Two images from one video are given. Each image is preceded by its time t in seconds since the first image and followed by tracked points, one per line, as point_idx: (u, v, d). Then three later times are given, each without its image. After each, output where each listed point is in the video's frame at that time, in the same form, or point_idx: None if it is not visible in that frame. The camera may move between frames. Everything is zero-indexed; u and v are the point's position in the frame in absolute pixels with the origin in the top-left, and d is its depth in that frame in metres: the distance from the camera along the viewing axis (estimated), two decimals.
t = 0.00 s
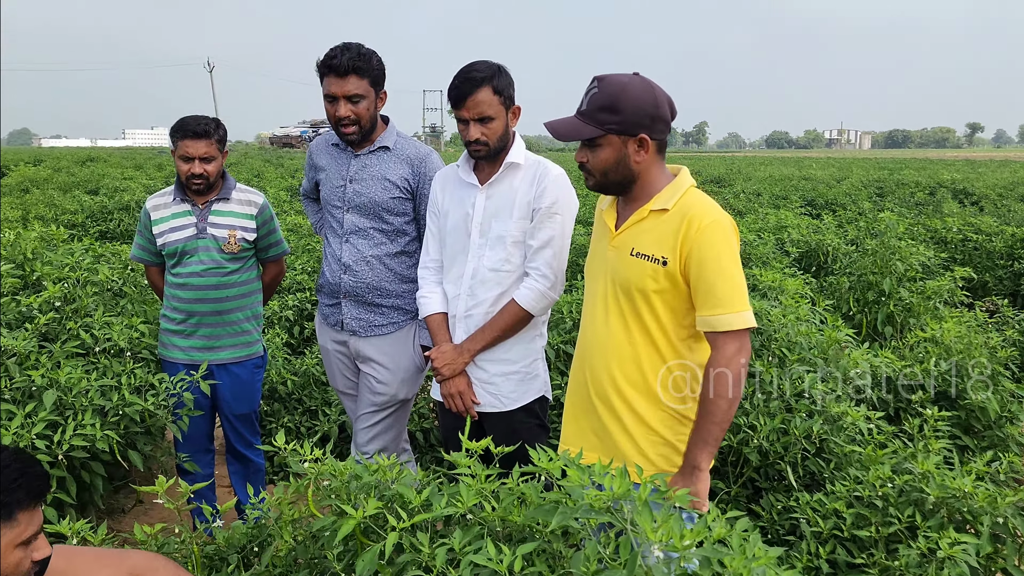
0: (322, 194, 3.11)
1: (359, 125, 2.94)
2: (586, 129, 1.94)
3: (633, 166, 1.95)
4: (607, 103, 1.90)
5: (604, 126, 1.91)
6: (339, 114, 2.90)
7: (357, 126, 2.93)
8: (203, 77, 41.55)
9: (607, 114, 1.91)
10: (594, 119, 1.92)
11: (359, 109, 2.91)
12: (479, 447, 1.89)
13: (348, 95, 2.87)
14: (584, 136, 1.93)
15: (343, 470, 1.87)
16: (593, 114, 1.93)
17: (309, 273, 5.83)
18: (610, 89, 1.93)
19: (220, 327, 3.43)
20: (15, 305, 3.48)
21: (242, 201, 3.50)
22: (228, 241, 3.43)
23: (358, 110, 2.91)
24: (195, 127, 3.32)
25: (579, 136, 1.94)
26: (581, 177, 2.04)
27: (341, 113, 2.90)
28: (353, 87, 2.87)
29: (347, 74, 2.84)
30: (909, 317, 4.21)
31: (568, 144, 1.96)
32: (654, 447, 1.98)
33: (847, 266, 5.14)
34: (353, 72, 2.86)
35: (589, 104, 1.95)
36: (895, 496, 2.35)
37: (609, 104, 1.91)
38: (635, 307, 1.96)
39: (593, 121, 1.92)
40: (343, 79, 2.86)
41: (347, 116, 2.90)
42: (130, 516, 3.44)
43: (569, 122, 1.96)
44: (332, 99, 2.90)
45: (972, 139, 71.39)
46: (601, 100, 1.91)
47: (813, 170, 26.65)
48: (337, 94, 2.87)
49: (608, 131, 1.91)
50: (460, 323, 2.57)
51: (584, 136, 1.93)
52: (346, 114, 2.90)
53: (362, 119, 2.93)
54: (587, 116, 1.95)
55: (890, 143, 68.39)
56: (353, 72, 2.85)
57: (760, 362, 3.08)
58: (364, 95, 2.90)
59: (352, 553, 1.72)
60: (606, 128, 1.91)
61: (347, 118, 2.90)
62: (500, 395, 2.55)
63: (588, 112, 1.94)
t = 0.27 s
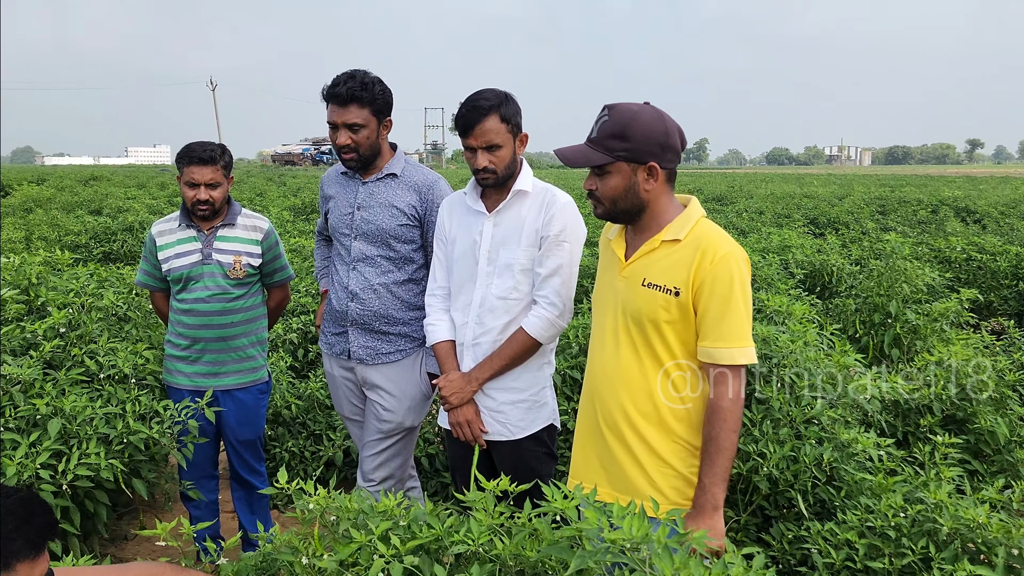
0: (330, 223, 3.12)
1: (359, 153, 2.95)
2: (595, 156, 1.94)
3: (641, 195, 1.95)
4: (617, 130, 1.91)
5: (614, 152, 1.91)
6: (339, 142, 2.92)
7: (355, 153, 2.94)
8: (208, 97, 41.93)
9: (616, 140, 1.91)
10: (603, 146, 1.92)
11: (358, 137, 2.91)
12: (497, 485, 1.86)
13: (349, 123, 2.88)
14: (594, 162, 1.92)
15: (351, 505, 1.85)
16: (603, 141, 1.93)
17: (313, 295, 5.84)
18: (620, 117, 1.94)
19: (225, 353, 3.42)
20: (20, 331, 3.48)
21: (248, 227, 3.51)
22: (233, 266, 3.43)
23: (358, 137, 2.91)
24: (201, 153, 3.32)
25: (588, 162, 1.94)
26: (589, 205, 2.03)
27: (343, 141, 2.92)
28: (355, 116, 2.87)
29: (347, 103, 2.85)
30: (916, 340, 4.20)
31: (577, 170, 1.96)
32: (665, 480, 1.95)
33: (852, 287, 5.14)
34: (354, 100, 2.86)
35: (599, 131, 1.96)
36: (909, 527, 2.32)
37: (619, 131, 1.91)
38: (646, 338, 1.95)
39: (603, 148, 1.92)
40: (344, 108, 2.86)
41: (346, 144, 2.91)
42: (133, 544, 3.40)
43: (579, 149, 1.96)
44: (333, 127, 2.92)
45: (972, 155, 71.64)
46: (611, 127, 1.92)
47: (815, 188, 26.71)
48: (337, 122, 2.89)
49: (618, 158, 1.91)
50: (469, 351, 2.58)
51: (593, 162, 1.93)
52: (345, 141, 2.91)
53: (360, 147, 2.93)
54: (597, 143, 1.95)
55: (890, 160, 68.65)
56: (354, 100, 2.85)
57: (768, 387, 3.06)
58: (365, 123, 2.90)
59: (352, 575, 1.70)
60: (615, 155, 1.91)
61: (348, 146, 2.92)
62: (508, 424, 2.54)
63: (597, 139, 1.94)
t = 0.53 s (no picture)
0: (338, 245, 3.11)
1: (383, 165, 2.96)
2: (605, 175, 1.94)
3: (652, 217, 1.93)
4: (628, 150, 1.89)
5: (622, 172, 1.90)
6: (364, 158, 2.91)
7: (380, 166, 2.95)
8: (204, 114, 42.04)
9: (626, 161, 1.90)
10: (614, 165, 1.92)
11: (381, 150, 2.93)
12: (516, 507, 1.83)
13: (371, 137, 2.89)
14: (602, 180, 1.93)
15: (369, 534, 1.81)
16: (614, 160, 1.92)
17: (315, 315, 5.80)
18: (634, 138, 1.92)
19: (231, 375, 3.37)
20: (22, 354, 3.43)
21: (253, 247, 3.48)
22: (238, 287, 3.39)
23: (381, 150, 2.94)
24: (206, 172, 3.30)
25: (598, 180, 1.94)
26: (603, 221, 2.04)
27: (366, 156, 2.91)
28: (375, 129, 2.89)
29: (366, 117, 2.87)
30: (923, 357, 4.18)
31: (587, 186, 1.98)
32: (686, 506, 1.93)
33: (856, 303, 5.13)
34: (374, 113, 2.90)
35: (615, 149, 1.95)
36: (929, 551, 2.29)
37: (630, 151, 1.89)
38: (665, 361, 1.93)
39: (612, 167, 1.92)
40: (364, 122, 2.88)
41: (371, 158, 2.92)
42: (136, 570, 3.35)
43: (591, 165, 1.97)
44: (354, 144, 2.91)
45: (964, 169, 72.27)
46: (622, 147, 1.91)
47: (810, 202, 26.85)
48: (359, 139, 2.89)
49: (626, 178, 1.91)
50: (481, 374, 2.55)
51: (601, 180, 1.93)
52: (371, 156, 2.92)
53: (384, 158, 2.95)
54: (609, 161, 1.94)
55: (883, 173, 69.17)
56: (373, 114, 2.89)
57: (781, 409, 3.03)
58: (385, 136, 2.94)
59: None
60: (623, 175, 1.90)
61: (373, 160, 2.92)
62: (521, 448, 2.51)
63: (609, 157, 1.94)
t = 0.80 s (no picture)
0: (345, 265, 3.06)
1: (389, 182, 2.91)
2: (628, 189, 1.91)
3: (675, 233, 1.90)
4: (652, 165, 1.87)
5: (645, 187, 1.88)
6: (370, 173, 2.87)
7: (386, 184, 2.90)
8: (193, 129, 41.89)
9: (650, 174, 1.87)
10: (637, 179, 1.89)
11: (386, 166, 2.89)
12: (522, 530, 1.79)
13: (376, 152, 2.85)
14: (625, 194, 1.90)
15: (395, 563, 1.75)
16: (637, 174, 1.90)
17: (314, 332, 5.73)
18: (658, 151, 1.89)
19: (236, 397, 3.30)
20: (20, 378, 3.34)
21: (257, 265, 3.38)
22: (243, 307, 3.29)
23: (386, 166, 2.89)
24: (208, 190, 3.16)
25: (620, 194, 1.92)
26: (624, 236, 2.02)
27: (372, 172, 2.87)
28: (379, 144, 2.85)
29: (371, 133, 2.83)
30: (928, 369, 4.19)
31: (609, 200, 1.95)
32: (717, 531, 1.89)
33: (858, 315, 5.14)
34: (377, 129, 2.85)
35: (637, 163, 1.93)
36: (955, 570, 2.27)
37: (654, 165, 1.87)
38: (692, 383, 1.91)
39: (635, 181, 1.89)
40: (368, 137, 2.83)
41: (377, 174, 2.87)
42: None
43: (614, 179, 1.95)
44: (359, 160, 2.86)
45: (948, 178, 73.24)
46: (646, 161, 1.88)
47: (800, 212, 27.06)
48: (364, 154, 2.84)
49: (649, 193, 1.88)
50: (496, 395, 2.51)
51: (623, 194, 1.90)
52: (375, 172, 2.87)
53: (389, 175, 2.91)
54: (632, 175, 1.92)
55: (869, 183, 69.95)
56: (377, 129, 2.84)
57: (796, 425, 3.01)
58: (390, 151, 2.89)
59: None
60: (646, 189, 1.88)
61: (379, 175, 2.88)
62: (539, 470, 2.47)
63: (632, 171, 1.91)
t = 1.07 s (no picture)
0: (347, 279, 3.00)
1: (392, 193, 2.84)
2: (649, 200, 1.89)
3: (696, 245, 1.88)
4: (674, 176, 1.85)
5: (666, 198, 1.86)
6: (373, 182, 2.79)
7: (389, 194, 2.82)
8: (177, 138, 41.53)
9: (671, 186, 1.86)
10: (658, 190, 1.88)
11: (389, 175, 2.81)
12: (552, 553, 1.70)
13: (380, 161, 2.78)
14: (645, 205, 1.88)
15: None
16: (658, 185, 1.88)
17: (309, 345, 5.65)
18: (680, 162, 1.87)
19: (235, 414, 3.20)
20: (11, 397, 3.24)
21: (256, 278, 3.26)
22: (242, 321, 3.19)
23: (390, 176, 2.82)
24: (206, 203, 3.02)
25: (641, 205, 1.90)
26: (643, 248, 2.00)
27: (375, 181, 2.80)
28: (383, 153, 2.78)
29: (375, 141, 2.77)
30: (928, 377, 4.21)
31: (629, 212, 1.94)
32: (742, 549, 1.87)
33: (855, 324, 5.17)
34: (381, 137, 2.79)
35: (658, 175, 1.91)
36: None
37: (676, 176, 1.85)
38: (717, 400, 1.89)
39: (656, 192, 1.88)
40: (371, 146, 2.77)
41: (380, 184, 2.79)
42: None
43: (634, 190, 1.93)
44: (362, 169, 2.79)
45: (926, 185, 74.47)
46: (667, 172, 1.86)
47: (785, 220, 27.32)
48: (368, 163, 2.77)
49: (670, 205, 1.87)
50: (508, 411, 2.47)
51: (644, 206, 1.88)
52: (379, 181, 2.79)
53: (393, 185, 2.83)
54: (654, 186, 1.90)
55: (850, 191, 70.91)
56: (380, 138, 2.78)
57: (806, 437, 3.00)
58: (393, 161, 2.82)
59: None
60: (667, 201, 1.86)
61: (382, 185, 2.80)
62: (552, 487, 2.42)
63: (653, 182, 1.90)
